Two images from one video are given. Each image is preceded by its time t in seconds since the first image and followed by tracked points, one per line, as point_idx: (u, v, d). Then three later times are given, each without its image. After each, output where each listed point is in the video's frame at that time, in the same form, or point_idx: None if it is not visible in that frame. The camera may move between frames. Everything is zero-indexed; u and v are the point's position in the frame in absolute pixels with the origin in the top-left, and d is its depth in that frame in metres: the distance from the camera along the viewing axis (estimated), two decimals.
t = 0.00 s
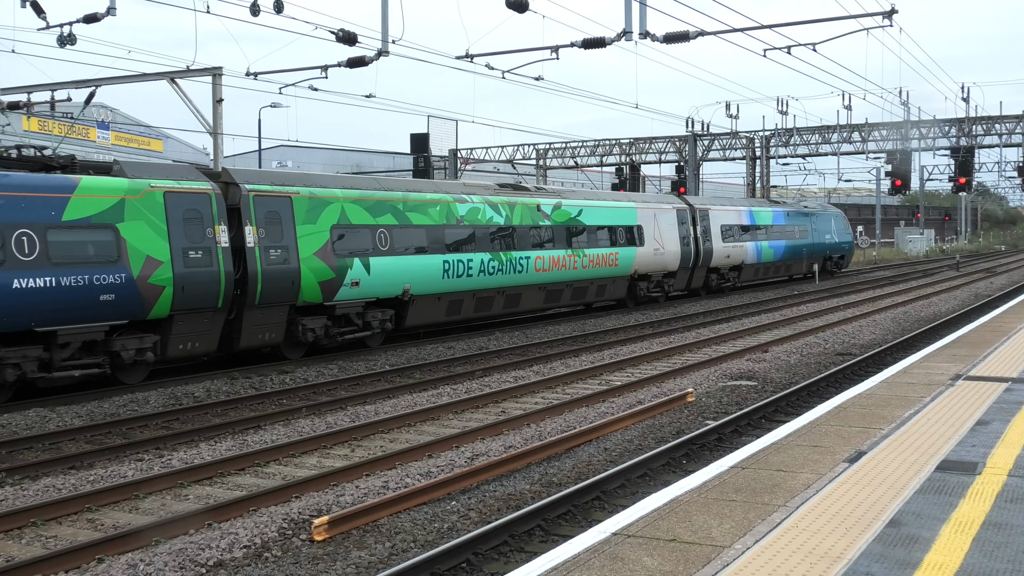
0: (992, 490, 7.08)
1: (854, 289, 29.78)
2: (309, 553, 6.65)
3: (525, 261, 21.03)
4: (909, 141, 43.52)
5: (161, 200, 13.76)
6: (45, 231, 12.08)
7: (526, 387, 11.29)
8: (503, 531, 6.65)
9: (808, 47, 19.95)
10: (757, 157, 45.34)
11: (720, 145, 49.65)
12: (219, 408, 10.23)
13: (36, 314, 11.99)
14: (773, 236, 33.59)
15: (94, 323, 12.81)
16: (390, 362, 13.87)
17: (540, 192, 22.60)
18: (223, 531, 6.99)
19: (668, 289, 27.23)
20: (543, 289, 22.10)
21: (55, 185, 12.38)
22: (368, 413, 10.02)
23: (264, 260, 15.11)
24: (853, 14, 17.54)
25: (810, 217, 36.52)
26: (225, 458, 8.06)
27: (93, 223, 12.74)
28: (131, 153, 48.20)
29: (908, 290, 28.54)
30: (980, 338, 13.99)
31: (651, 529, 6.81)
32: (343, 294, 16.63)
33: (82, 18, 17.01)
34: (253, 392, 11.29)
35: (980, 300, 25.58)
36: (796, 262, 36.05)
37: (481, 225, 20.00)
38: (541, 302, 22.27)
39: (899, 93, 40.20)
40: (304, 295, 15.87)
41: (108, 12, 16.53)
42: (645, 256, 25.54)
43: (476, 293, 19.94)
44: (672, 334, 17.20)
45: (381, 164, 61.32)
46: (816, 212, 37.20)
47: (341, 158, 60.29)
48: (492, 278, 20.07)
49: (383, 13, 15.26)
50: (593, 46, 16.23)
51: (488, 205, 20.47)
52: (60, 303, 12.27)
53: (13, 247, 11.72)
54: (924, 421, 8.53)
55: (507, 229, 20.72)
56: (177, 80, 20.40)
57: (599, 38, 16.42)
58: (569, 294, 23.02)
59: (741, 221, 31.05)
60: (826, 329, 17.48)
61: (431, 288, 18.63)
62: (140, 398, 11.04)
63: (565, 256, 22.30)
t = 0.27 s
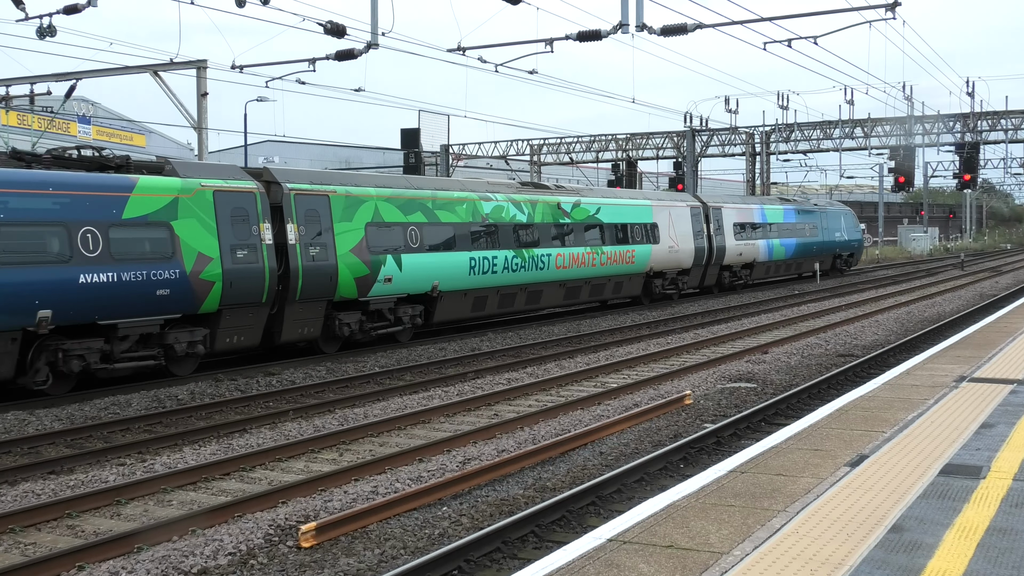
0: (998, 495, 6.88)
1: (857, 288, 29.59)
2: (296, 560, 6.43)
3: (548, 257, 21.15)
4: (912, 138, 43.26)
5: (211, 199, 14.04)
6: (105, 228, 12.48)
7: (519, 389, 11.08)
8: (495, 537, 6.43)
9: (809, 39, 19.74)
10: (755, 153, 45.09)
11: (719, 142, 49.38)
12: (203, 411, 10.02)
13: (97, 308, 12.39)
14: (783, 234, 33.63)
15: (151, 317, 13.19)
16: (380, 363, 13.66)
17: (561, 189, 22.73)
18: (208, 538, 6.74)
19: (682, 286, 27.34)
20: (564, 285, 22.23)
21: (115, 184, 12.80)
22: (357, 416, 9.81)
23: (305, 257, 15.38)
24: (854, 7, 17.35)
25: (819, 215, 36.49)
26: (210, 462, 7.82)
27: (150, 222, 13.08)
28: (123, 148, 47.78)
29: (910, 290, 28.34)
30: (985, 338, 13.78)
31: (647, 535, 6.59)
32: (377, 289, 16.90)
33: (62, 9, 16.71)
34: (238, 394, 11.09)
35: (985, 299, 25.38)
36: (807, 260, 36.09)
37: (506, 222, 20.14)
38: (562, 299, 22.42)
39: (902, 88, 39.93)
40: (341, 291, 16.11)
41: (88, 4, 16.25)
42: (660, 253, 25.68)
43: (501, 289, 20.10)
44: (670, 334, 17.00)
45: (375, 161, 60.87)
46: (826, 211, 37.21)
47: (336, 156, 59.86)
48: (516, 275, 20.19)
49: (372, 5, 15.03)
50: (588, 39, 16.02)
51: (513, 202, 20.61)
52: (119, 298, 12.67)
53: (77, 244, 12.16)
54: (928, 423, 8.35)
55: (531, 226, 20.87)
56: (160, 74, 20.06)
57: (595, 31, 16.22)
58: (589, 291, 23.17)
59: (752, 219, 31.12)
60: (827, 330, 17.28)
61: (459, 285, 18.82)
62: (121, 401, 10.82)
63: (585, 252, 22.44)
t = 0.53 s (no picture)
0: (999, 499, 6.74)
1: (857, 288, 29.46)
2: (281, 566, 6.26)
3: (563, 255, 21.58)
4: (912, 134, 43.10)
5: (249, 198, 14.63)
6: (153, 226, 13.11)
7: (512, 391, 10.93)
8: (487, 542, 6.26)
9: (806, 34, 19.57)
10: (752, 150, 44.89)
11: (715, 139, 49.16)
12: (188, 413, 9.86)
13: (145, 303, 13.03)
14: (790, 233, 33.68)
15: (194, 311, 13.82)
16: (370, 365, 13.50)
17: (574, 188, 23.10)
18: (193, 544, 6.56)
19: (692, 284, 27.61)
20: (578, 283, 22.65)
21: (161, 184, 13.42)
22: (345, 419, 9.66)
23: (335, 254, 15.97)
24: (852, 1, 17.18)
25: (826, 213, 36.56)
26: (195, 466, 7.65)
27: (193, 220, 13.70)
28: (117, 144, 47.53)
29: (911, 289, 28.20)
30: (986, 339, 13.65)
31: (641, 540, 6.43)
32: (403, 286, 17.48)
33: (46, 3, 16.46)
34: (223, 397, 10.95)
35: (986, 300, 25.23)
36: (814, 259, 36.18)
37: (523, 221, 20.59)
38: (576, 296, 22.80)
39: (902, 84, 39.75)
40: (368, 287, 16.70)
41: None
42: (672, 251, 25.99)
43: (517, 286, 20.57)
44: (667, 334, 16.85)
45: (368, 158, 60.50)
46: (833, 209, 37.31)
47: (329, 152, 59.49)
48: (534, 272, 20.72)
49: None
50: (582, 33, 15.87)
51: (529, 201, 21.04)
52: (165, 293, 13.30)
53: (127, 241, 12.81)
54: (928, 426, 8.22)
55: (546, 225, 21.30)
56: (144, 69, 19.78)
57: (589, 25, 16.06)
58: (602, 288, 23.56)
59: (760, 218, 31.21)
60: (825, 330, 17.14)
61: (478, 282, 19.34)
62: (104, 403, 10.64)
63: (598, 250, 22.86)
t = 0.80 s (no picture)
0: (1005, 503, 6.55)
1: (859, 287, 29.25)
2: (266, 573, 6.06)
3: (582, 252, 21.75)
4: (914, 130, 42.82)
5: (292, 197, 14.97)
6: (206, 223, 13.52)
7: (505, 393, 10.75)
8: (480, 548, 6.06)
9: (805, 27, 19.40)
10: (750, 146, 44.68)
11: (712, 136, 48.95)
12: (172, 416, 9.68)
13: (197, 297, 13.48)
14: (801, 230, 33.70)
15: (242, 306, 14.23)
16: (360, 366, 13.31)
17: (592, 185, 23.20)
18: (177, 550, 6.35)
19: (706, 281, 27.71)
20: (597, 279, 22.83)
21: (213, 182, 13.84)
22: (334, 422, 9.47)
23: (371, 250, 16.33)
24: None
25: (836, 211, 36.52)
26: (179, 470, 7.45)
27: (242, 218, 14.10)
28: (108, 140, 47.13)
29: (914, 288, 27.98)
30: (990, 340, 13.48)
31: (637, 546, 6.23)
32: (433, 282, 17.81)
33: None
34: (208, 399, 10.77)
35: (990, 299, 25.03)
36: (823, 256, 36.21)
37: (545, 218, 20.77)
38: (595, 293, 22.97)
39: (905, 78, 39.43)
40: (401, 282, 17.05)
41: None
42: (686, 249, 26.10)
43: (539, 283, 20.77)
44: (665, 335, 16.67)
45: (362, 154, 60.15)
46: (842, 206, 37.32)
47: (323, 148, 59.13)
48: (555, 269, 20.93)
49: None
50: (577, 25, 15.67)
51: (551, 199, 21.20)
52: (215, 288, 13.72)
53: (181, 238, 13.23)
54: (931, 429, 8.06)
55: (568, 222, 21.47)
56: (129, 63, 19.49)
57: (585, 17, 15.86)
58: (619, 285, 23.72)
59: (771, 215, 31.23)
60: (825, 330, 16.96)
61: (502, 279, 19.59)
62: (86, 405, 10.44)
63: (617, 247, 23.02)
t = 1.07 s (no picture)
0: (1012, 508, 6.37)
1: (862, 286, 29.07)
2: None
3: (603, 250, 22.17)
4: (919, 126, 42.62)
5: (332, 195, 15.62)
6: (256, 221, 14.19)
7: (500, 396, 10.57)
8: (474, 554, 5.87)
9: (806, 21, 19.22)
10: (751, 142, 44.47)
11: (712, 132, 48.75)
12: (157, 419, 9.51)
13: (247, 292, 14.12)
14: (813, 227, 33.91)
15: (288, 301, 14.86)
16: (352, 367, 13.13)
17: (610, 183, 23.57)
18: (163, 556, 6.14)
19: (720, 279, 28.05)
20: (616, 277, 23.26)
21: (262, 182, 14.52)
22: (324, 424, 9.30)
23: (405, 248, 16.93)
24: None
25: (847, 209, 36.68)
26: (165, 474, 7.27)
27: (288, 216, 14.76)
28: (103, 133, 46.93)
29: (919, 288, 27.81)
30: (997, 341, 13.30)
31: (635, 552, 6.04)
32: (464, 279, 18.40)
33: None
34: (195, 402, 10.60)
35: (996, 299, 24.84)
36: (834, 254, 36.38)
37: (567, 216, 21.18)
38: (614, 290, 23.38)
39: (910, 73, 39.22)
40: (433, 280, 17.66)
41: None
42: (702, 246, 26.43)
43: (561, 280, 21.21)
44: (664, 336, 16.50)
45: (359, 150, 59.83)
46: (853, 205, 37.51)
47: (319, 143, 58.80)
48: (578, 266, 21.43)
49: None
50: (573, 18, 15.50)
51: (573, 197, 21.61)
52: (264, 283, 14.39)
53: (233, 235, 13.89)
54: (935, 432, 7.89)
55: (589, 220, 21.89)
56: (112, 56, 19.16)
57: (581, 10, 15.67)
58: (636, 282, 24.12)
59: (784, 213, 31.45)
60: (827, 331, 16.79)
61: (526, 275, 20.08)
62: (70, 408, 10.26)
63: (635, 245, 23.42)
